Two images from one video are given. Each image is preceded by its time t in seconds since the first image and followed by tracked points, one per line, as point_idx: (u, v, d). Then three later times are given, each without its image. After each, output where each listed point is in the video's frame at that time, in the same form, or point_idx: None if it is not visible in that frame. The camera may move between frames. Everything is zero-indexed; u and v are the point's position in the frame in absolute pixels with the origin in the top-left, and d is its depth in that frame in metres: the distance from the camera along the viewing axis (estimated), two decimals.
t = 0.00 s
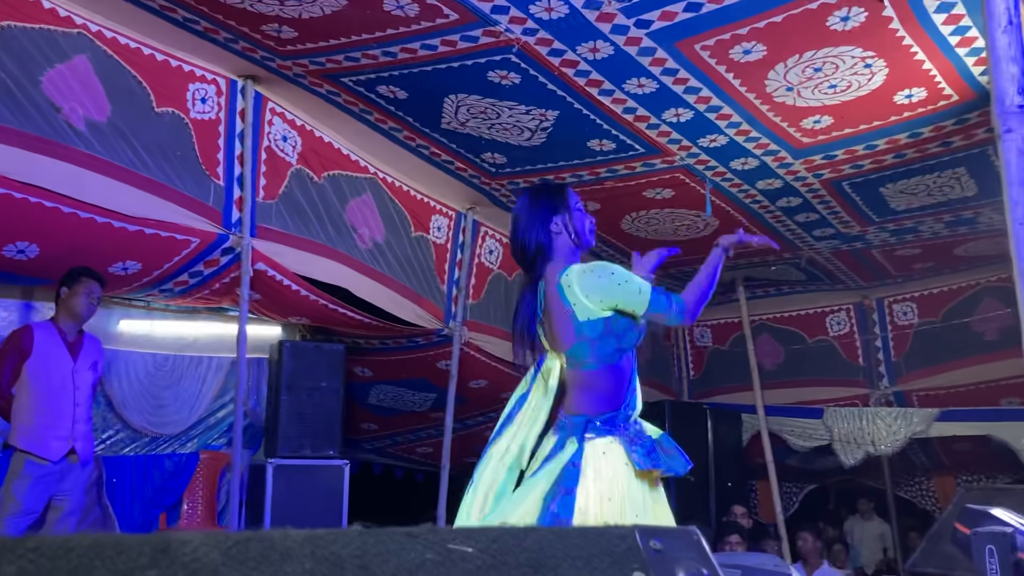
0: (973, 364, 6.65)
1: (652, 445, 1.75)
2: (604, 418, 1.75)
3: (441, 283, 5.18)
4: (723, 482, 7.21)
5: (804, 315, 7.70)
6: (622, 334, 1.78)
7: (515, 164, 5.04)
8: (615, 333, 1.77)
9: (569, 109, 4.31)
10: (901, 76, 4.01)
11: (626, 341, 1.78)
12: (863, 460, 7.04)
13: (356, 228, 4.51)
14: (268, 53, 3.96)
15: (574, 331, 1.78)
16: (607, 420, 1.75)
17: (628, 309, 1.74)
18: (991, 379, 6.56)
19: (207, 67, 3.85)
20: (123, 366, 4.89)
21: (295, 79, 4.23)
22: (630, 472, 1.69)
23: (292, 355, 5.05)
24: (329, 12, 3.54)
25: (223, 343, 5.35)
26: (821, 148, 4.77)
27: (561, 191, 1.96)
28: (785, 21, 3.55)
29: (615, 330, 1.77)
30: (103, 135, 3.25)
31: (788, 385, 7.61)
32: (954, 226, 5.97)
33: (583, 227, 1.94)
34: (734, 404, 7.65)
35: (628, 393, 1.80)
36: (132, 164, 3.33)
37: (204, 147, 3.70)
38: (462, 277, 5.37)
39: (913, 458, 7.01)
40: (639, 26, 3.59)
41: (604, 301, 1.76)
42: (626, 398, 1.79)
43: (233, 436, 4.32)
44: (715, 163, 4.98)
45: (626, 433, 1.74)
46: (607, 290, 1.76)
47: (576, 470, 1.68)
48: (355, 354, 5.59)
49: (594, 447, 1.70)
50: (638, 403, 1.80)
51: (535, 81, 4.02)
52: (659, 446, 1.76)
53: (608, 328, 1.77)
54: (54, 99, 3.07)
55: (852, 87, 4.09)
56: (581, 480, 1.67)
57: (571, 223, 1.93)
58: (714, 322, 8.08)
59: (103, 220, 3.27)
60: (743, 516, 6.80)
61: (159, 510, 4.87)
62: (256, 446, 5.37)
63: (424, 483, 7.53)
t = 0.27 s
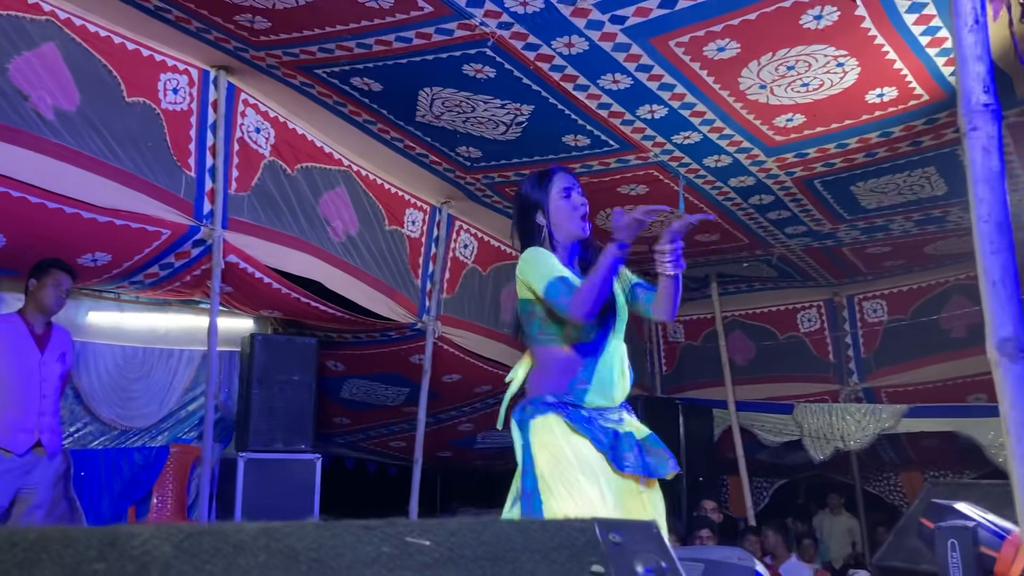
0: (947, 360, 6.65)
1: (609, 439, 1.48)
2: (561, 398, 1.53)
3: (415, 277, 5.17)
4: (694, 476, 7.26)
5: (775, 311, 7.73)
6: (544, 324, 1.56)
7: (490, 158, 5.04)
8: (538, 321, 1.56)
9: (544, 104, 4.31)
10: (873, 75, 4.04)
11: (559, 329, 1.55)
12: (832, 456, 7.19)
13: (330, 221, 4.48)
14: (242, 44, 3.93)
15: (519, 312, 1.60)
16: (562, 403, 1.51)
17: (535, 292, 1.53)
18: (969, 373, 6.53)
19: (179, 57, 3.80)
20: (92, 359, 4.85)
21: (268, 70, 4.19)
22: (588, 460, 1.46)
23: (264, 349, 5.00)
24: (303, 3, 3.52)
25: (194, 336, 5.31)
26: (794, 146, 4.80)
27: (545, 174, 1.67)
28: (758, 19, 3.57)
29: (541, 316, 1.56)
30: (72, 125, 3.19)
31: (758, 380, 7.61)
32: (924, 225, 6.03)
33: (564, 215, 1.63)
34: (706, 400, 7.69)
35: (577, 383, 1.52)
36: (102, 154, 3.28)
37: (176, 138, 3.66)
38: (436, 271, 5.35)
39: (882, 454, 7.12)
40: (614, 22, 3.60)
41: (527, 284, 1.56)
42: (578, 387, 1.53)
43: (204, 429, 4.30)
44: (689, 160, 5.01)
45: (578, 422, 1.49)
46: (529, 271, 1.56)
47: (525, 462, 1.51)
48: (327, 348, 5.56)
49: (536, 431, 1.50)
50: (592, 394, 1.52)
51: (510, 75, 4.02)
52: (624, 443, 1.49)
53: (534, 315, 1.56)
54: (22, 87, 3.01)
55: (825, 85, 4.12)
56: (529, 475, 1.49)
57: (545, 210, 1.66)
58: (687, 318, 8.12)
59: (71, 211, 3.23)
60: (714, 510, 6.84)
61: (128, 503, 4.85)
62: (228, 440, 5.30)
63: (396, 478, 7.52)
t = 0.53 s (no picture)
0: (920, 357, 6.76)
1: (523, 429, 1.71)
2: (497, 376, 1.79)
3: (391, 271, 5.15)
4: (670, 471, 7.29)
5: (751, 307, 7.77)
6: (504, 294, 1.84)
7: (468, 152, 5.03)
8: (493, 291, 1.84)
9: (522, 97, 4.30)
10: (849, 72, 4.07)
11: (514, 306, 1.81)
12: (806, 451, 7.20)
13: (305, 213, 4.46)
14: (217, 33, 3.89)
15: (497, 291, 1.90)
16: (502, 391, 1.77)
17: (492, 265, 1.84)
18: (939, 370, 6.65)
19: (154, 46, 3.76)
20: (64, 350, 4.80)
21: (244, 60, 4.16)
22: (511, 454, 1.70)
23: (239, 341, 4.96)
24: None
25: (168, 328, 5.27)
26: (769, 143, 4.83)
27: (540, 177, 1.90)
28: (736, 15, 3.58)
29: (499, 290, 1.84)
30: (44, 114, 3.15)
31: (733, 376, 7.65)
32: (898, 222, 6.09)
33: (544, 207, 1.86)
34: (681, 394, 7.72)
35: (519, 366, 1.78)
36: (74, 143, 3.24)
37: (150, 129, 3.62)
38: (413, 265, 5.33)
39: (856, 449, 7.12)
40: (592, 16, 3.60)
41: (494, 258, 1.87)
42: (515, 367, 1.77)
43: (177, 421, 4.27)
44: (666, 155, 5.02)
45: (502, 413, 1.73)
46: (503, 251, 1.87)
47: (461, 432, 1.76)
48: (303, 341, 5.54)
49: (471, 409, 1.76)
50: (524, 378, 1.75)
51: (488, 68, 4.01)
52: (540, 439, 1.72)
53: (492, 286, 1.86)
54: None
55: (801, 82, 4.14)
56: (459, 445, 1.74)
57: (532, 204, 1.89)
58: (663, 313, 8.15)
59: (43, 200, 3.19)
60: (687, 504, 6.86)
61: (101, 497, 4.77)
62: (201, 433, 5.27)
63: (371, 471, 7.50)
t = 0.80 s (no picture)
0: (893, 352, 6.85)
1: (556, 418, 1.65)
2: (512, 369, 1.65)
3: (371, 263, 5.14)
4: (647, 464, 7.34)
5: (729, 302, 7.82)
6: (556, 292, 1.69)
7: (448, 144, 5.02)
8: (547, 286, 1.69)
9: (502, 90, 4.31)
10: (827, 69, 4.10)
11: (551, 301, 1.69)
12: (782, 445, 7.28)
13: (285, 205, 4.45)
14: (196, 23, 3.87)
15: (507, 270, 1.70)
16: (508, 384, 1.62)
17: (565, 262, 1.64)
18: (912, 365, 6.73)
19: (132, 35, 3.72)
20: (38, 341, 4.76)
21: (223, 50, 4.13)
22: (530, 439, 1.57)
23: (216, 333, 4.92)
24: None
25: (145, 319, 5.24)
26: (748, 138, 4.86)
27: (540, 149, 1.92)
28: (715, 10, 3.60)
29: (546, 285, 1.69)
30: (20, 102, 3.10)
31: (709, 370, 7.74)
32: (874, 218, 6.14)
33: (530, 196, 1.85)
34: (659, 388, 7.76)
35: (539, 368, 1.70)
36: (49, 131, 3.19)
37: (128, 118, 3.60)
38: (392, 257, 5.32)
39: (831, 443, 7.17)
40: (573, 10, 3.61)
41: (543, 248, 1.66)
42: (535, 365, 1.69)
43: (155, 413, 4.25)
44: (646, 150, 5.04)
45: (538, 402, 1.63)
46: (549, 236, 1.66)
47: (464, 424, 1.56)
48: (281, 333, 5.53)
49: (489, 404, 1.57)
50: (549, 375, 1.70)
51: (469, 61, 4.01)
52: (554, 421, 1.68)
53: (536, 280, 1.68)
54: None
55: (780, 78, 4.17)
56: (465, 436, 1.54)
57: (510, 189, 1.86)
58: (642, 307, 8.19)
59: (19, 189, 3.14)
60: (665, 497, 6.90)
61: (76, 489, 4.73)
62: (179, 425, 5.25)
63: (350, 464, 7.49)
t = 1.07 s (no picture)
0: (875, 349, 6.89)
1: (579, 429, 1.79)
2: (549, 394, 1.75)
3: (357, 259, 5.13)
4: (632, 459, 7.37)
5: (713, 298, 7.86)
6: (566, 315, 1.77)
7: (434, 140, 5.02)
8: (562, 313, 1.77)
9: (489, 86, 4.31)
10: (812, 67, 4.12)
11: (567, 322, 1.78)
12: (765, 441, 7.29)
13: (270, 200, 4.44)
14: (181, 17, 3.86)
15: (526, 306, 1.76)
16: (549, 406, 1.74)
17: (575, 289, 1.72)
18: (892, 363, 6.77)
19: (117, 29, 3.70)
20: (20, 336, 4.70)
21: (209, 45, 4.12)
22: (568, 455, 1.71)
23: (201, 328, 4.90)
24: None
25: (129, 314, 5.22)
26: (733, 135, 4.88)
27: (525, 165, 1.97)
28: (701, 7, 3.61)
29: (562, 309, 1.76)
30: (5, 96, 3.07)
31: (693, 367, 7.76)
32: (858, 216, 6.18)
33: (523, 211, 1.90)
34: (644, 385, 7.78)
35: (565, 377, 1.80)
36: (33, 124, 3.16)
37: (112, 112, 3.58)
38: (378, 253, 5.31)
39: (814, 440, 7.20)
40: (560, 6, 3.62)
41: (553, 276, 1.74)
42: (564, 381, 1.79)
43: (139, 408, 4.23)
44: (631, 146, 5.05)
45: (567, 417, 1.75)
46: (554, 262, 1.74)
47: (511, 444, 1.66)
48: (266, 328, 5.51)
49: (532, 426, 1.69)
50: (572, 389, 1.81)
51: (455, 56, 4.01)
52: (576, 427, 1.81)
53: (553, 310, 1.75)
54: None
55: (765, 75, 4.19)
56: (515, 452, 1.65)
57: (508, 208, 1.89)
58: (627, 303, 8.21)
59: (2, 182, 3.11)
60: (649, 492, 6.93)
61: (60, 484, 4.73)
62: (163, 421, 5.24)
63: (335, 459, 7.48)
